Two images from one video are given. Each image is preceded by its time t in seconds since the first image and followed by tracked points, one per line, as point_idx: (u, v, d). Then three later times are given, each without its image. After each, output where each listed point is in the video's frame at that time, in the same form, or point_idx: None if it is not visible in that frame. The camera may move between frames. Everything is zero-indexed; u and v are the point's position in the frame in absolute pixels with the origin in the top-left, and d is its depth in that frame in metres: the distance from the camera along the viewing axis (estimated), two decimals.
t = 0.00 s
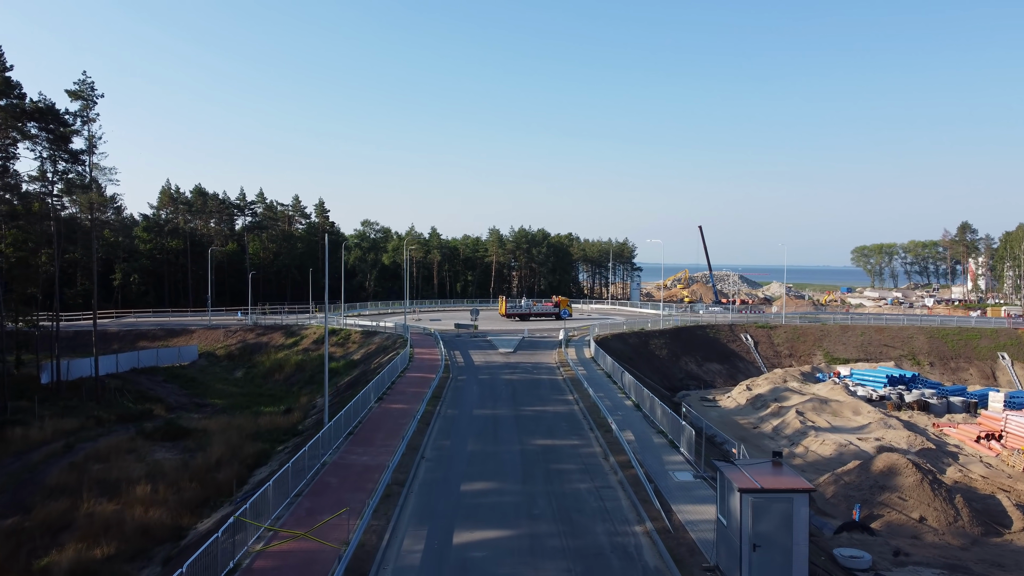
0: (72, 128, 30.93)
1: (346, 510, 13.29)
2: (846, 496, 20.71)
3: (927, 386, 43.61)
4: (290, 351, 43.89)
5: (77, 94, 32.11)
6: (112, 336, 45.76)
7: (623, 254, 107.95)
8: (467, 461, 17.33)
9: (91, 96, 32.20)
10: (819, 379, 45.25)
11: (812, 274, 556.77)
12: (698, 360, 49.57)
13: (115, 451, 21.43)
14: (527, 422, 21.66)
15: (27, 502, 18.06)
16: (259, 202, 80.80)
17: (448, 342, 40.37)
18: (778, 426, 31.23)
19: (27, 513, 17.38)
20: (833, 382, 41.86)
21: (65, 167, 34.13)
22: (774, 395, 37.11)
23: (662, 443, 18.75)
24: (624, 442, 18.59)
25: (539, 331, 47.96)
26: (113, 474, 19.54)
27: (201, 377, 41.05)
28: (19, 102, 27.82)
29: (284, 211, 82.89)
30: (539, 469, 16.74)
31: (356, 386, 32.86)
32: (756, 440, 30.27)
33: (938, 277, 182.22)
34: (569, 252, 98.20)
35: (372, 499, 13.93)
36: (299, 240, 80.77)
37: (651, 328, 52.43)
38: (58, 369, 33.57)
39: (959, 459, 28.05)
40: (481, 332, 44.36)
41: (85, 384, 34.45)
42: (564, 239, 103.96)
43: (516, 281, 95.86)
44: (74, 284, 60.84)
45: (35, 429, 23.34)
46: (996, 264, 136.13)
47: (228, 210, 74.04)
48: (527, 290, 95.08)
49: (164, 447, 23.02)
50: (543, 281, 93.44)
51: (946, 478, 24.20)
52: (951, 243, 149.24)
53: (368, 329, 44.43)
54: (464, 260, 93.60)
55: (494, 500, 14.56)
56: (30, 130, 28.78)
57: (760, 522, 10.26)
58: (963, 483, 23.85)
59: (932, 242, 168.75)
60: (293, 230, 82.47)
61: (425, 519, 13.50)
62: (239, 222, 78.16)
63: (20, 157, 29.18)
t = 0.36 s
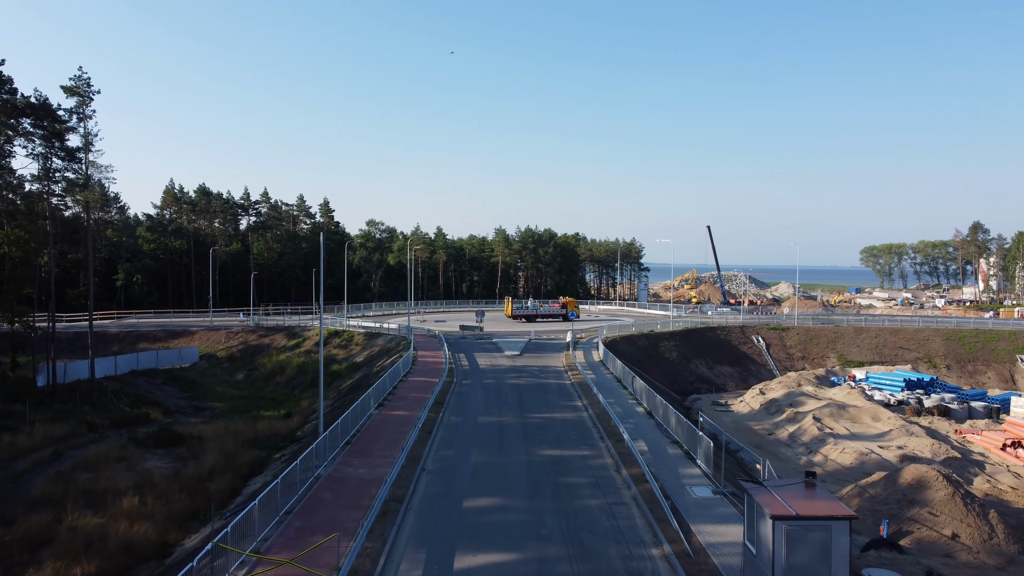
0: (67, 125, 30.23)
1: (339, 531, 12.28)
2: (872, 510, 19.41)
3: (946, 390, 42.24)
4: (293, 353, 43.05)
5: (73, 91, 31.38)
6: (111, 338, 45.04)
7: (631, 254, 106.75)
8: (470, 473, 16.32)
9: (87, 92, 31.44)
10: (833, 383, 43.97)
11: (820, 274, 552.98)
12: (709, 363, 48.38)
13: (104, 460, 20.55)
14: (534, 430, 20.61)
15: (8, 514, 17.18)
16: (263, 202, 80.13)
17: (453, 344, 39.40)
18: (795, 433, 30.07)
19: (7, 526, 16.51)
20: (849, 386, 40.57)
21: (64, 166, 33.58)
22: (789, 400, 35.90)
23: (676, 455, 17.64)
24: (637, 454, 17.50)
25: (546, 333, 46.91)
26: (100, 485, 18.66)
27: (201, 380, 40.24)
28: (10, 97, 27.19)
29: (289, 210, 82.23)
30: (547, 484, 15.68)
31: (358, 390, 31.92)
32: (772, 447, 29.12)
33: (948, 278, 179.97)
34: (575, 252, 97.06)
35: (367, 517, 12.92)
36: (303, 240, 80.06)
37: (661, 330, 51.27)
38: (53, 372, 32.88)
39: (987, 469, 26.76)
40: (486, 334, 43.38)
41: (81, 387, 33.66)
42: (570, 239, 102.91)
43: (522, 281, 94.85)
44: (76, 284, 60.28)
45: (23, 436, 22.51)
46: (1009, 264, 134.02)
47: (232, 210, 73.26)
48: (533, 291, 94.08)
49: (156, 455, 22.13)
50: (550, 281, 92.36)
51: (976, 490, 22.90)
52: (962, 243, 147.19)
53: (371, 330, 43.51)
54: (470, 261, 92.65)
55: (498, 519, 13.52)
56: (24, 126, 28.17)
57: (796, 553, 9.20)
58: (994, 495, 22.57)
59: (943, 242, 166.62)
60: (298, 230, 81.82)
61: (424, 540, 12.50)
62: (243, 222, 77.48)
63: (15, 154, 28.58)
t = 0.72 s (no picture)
0: (60, 122, 29.45)
1: (330, 554, 11.30)
2: (899, 524, 18.03)
3: (965, 395, 40.92)
4: (294, 355, 42.18)
5: (66, 86, 30.57)
6: (110, 340, 44.37)
7: (637, 254, 105.62)
8: (472, 487, 15.31)
9: (82, 87, 30.64)
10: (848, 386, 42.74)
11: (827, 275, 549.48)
12: (719, 366, 47.23)
13: (91, 469, 19.66)
14: (541, 439, 19.58)
15: None
16: (267, 201, 79.45)
17: (457, 346, 38.42)
18: (811, 440, 28.91)
19: None
20: (865, 390, 39.34)
21: (59, 165, 32.93)
22: (804, 404, 34.74)
23: (692, 468, 16.55)
24: (650, 467, 16.42)
25: (552, 335, 45.87)
26: (85, 496, 17.76)
27: (200, 382, 39.41)
28: None
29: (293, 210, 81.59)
30: (554, 500, 14.64)
31: (359, 394, 30.97)
32: (788, 455, 27.96)
33: (958, 278, 177.92)
34: (581, 252, 96.03)
35: (361, 538, 11.92)
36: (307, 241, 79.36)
37: (670, 331, 50.14)
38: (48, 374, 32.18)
39: (1015, 479, 25.53)
40: (491, 336, 42.38)
41: (76, 389, 32.91)
42: (576, 239, 101.90)
43: (528, 282, 93.86)
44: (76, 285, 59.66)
45: (9, 443, 21.65)
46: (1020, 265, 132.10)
47: (235, 209, 72.53)
48: (538, 292, 93.10)
49: (146, 464, 21.23)
50: (555, 282, 91.33)
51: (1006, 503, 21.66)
52: (972, 243, 145.32)
53: (374, 332, 42.59)
54: (475, 261, 91.72)
55: (502, 541, 12.51)
56: (15, 123, 27.42)
57: None
58: None
59: (952, 243, 164.63)
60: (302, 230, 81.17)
61: (421, 564, 11.50)
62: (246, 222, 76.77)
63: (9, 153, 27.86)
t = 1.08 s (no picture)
0: (52, 119, 28.71)
1: None
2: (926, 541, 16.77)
3: (982, 399, 39.76)
4: (293, 357, 41.35)
5: (59, 83, 29.83)
6: (108, 341, 43.70)
7: (642, 254, 104.62)
8: (472, 502, 14.36)
9: (75, 84, 29.91)
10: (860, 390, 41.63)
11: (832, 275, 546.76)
12: (727, 368, 46.20)
13: (76, 479, 18.86)
14: (545, 448, 18.65)
15: None
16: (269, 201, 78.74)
17: (460, 349, 37.49)
18: (826, 447, 27.87)
19: None
20: (879, 394, 38.22)
21: (53, 163, 32.16)
22: (817, 409, 33.70)
23: (706, 482, 15.55)
24: (662, 480, 15.43)
25: (557, 337, 44.90)
26: (68, 508, 16.95)
27: (198, 385, 38.59)
28: None
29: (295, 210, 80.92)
30: (561, 517, 13.68)
31: (358, 398, 30.09)
32: (802, 463, 26.91)
33: (965, 279, 176.28)
34: (586, 252, 95.06)
35: (351, 560, 11.01)
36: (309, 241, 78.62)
37: (677, 333, 49.09)
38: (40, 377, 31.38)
39: None
40: (494, 338, 41.46)
41: (70, 393, 32.13)
42: (581, 239, 100.99)
43: (532, 282, 92.96)
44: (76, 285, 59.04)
45: None
46: None
47: (237, 209, 71.70)
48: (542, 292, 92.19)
49: (134, 472, 20.41)
50: (560, 282, 90.39)
51: None
52: (980, 243, 143.79)
53: (375, 334, 41.72)
54: (479, 261, 90.89)
55: (505, 563, 11.56)
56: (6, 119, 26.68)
57: None
58: None
59: (960, 243, 163.00)
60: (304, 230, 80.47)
61: None
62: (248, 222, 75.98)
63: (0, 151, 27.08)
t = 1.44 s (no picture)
0: (41, 114, 27.80)
1: None
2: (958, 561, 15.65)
3: (998, 403, 38.63)
4: (290, 359, 40.43)
5: (48, 77, 28.94)
6: (102, 343, 42.92)
7: (645, 254, 103.52)
8: (471, 521, 13.34)
9: (65, 78, 29.02)
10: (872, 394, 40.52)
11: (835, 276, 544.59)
12: (735, 371, 45.13)
13: (55, 491, 17.93)
14: (549, 459, 17.64)
15: None
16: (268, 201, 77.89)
17: (461, 351, 36.50)
18: (841, 454, 26.81)
19: None
20: (892, 398, 37.12)
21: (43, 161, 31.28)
22: (829, 414, 32.63)
23: (723, 497, 14.52)
24: (676, 496, 14.40)
25: (560, 338, 43.87)
26: (44, 523, 16.01)
27: (193, 388, 37.69)
28: None
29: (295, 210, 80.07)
30: (568, 537, 12.64)
31: (356, 402, 29.12)
32: (816, 472, 25.85)
33: (970, 279, 174.72)
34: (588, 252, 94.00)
35: None
36: (308, 241, 77.73)
37: (683, 335, 48.05)
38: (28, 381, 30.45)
39: None
40: (496, 340, 40.44)
41: (60, 396, 31.22)
42: (583, 239, 100.00)
43: (534, 282, 91.98)
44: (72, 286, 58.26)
45: None
46: None
47: (236, 209, 70.78)
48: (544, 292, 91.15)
49: (118, 483, 19.46)
50: (562, 282, 89.35)
51: None
52: (985, 243, 142.34)
53: (374, 336, 40.76)
54: (480, 261, 89.93)
55: None
56: None
57: None
58: None
59: (965, 243, 161.55)
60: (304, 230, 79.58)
61: None
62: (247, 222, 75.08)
63: None
